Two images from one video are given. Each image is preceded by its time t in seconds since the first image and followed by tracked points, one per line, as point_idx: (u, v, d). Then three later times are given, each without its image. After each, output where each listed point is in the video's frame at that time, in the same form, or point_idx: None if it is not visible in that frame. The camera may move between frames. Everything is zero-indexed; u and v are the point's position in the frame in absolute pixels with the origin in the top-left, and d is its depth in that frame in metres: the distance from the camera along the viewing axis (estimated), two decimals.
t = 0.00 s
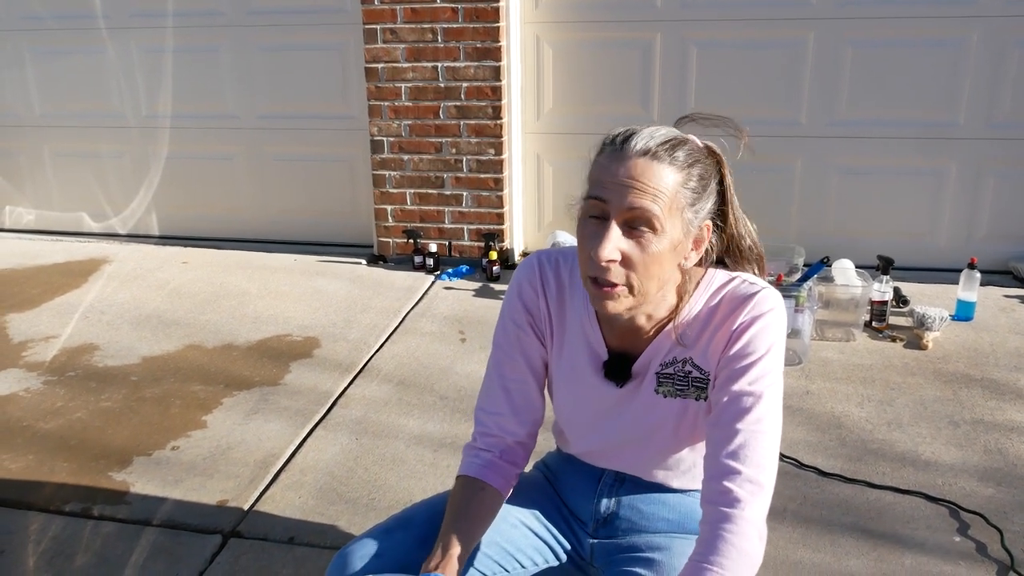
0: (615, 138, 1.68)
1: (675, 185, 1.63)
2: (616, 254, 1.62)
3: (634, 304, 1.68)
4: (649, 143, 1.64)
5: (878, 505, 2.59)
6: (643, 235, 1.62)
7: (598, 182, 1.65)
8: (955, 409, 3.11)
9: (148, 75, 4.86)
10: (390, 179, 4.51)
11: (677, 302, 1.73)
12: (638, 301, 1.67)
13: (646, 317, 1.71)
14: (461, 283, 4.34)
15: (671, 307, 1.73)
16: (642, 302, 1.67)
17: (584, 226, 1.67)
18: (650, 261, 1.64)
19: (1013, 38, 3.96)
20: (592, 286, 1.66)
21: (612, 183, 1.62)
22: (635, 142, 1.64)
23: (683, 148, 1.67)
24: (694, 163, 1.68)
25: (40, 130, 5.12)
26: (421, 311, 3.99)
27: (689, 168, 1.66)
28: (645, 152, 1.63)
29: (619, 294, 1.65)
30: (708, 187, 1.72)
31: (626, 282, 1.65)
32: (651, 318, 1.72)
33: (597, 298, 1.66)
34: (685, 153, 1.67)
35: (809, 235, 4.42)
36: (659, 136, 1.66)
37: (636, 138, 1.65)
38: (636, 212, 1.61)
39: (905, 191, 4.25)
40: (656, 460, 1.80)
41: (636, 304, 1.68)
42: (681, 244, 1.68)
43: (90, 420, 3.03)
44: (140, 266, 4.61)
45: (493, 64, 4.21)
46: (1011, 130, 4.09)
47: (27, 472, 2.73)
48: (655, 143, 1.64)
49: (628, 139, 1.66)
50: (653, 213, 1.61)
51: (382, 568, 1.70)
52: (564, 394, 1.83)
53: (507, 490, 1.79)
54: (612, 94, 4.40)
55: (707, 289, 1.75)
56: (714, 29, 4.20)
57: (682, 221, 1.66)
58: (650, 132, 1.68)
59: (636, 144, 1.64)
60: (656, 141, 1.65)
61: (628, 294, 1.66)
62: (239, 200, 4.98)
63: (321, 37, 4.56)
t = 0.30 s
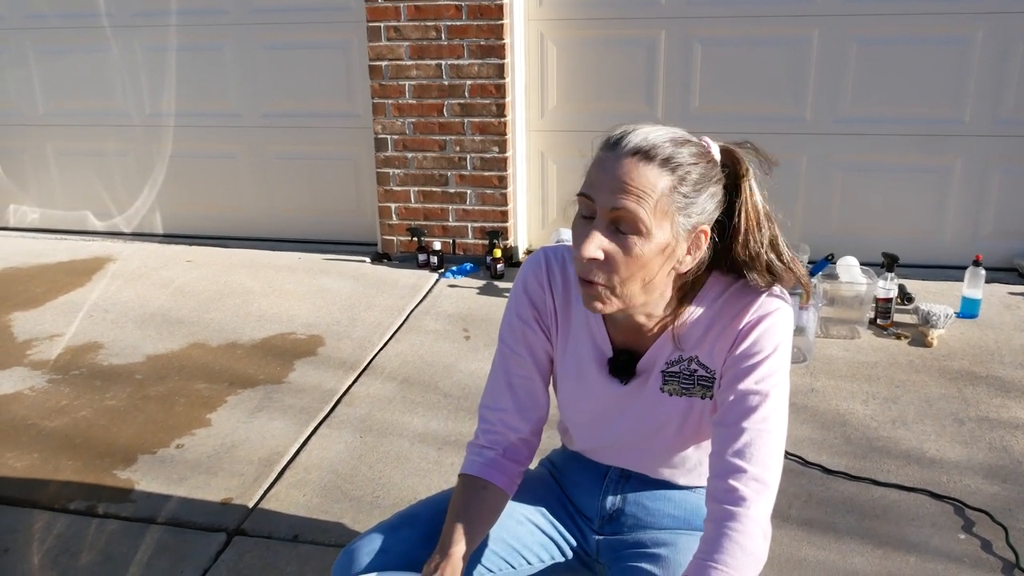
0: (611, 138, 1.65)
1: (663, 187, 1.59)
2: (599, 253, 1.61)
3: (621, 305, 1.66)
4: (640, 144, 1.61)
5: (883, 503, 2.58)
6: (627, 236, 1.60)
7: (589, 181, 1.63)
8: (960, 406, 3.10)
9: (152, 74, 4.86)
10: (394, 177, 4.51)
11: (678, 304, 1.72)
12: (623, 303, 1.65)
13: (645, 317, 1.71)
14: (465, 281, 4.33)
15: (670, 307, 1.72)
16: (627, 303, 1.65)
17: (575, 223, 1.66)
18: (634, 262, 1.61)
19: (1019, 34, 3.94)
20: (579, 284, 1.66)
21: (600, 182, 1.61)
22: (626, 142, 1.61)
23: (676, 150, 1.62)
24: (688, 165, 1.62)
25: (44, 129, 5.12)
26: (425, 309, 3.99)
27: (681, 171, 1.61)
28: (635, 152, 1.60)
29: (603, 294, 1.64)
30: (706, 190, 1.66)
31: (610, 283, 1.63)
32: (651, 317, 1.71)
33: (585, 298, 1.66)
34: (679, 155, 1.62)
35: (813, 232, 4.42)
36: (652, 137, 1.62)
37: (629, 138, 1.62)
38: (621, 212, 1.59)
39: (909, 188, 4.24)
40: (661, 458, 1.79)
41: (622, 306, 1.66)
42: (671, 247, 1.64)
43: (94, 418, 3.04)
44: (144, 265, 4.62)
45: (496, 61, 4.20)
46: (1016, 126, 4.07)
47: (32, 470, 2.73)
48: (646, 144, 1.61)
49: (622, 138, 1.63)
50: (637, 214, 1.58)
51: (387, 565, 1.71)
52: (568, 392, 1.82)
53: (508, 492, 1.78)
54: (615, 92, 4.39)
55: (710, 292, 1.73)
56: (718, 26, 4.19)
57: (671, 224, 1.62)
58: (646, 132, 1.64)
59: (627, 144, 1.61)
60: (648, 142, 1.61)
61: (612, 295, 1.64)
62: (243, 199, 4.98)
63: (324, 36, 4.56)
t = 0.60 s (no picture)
0: (599, 136, 1.66)
1: (669, 170, 1.62)
2: (626, 248, 1.61)
3: (653, 295, 1.67)
4: (635, 135, 1.63)
5: (884, 502, 2.58)
6: (648, 225, 1.62)
7: (593, 183, 1.63)
8: (961, 405, 3.10)
9: (153, 73, 4.86)
10: (395, 176, 4.50)
11: (684, 301, 1.72)
12: (654, 293, 1.66)
13: (654, 315, 1.70)
14: (466, 280, 4.34)
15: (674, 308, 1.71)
16: (658, 291, 1.67)
17: (588, 227, 1.66)
18: (660, 249, 1.63)
19: (1020, 33, 3.94)
20: (607, 286, 1.65)
21: (608, 180, 1.62)
22: (621, 135, 1.63)
23: (667, 134, 1.66)
24: (681, 146, 1.66)
25: (44, 127, 5.12)
26: (425, 308, 3.99)
27: (678, 151, 1.65)
28: (633, 144, 1.62)
29: (636, 287, 1.64)
30: (700, 168, 1.71)
31: (640, 274, 1.64)
32: (660, 315, 1.70)
33: (612, 297, 1.65)
34: (671, 137, 1.66)
35: (814, 231, 4.42)
36: (641, 126, 1.65)
37: (620, 133, 1.64)
38: (638, 204, 1.61)
39: (910, 187, 4.24)
40: (663, 459, 1.79)
41: (653, 296, 1.67)
42: (685, 228, 1.67)
43: (95, 417, 3.04)
44: (145, 263, 4.62)
45: (497, 60, 4.20)
46: (1017, 125, 4.07)
47: (32, 469, 2.73)
48: (639, 134, 1.63)
49: (612, 133, 1.65)
50: (654, 201, 1.61)
51: (387, 565, 1.71)
52: (569, 394, 1.82)
53: (510, 494, 1.78)
54: (616, 91, 4.39)
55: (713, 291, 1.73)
56: (719, 25, 4.19)
57: (682, 205, 1.65)
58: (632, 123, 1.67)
59: (621, 138, 1.63)
60: (640, 131, 1.64)
61: (643, 287, 1.65)
62: (243, 198, 4.98)
63: (325, 34, 4.55)
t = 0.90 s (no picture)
0: (633, 184, 1.52)
1: (704, 234, 1.53)
2: (654, 310, 1.57)
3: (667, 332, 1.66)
4: (674, 197, 1.50)
5: (887, 508, 2.58)
6: (677, 288, 1.56)
7: (626, 244, 1.52)
8: (965, 412, 3.10)
9: (160, 72, 4.87)
10: (400, 177, 4.51)
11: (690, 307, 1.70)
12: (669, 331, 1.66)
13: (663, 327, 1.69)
14: (470, 282, 4.34)
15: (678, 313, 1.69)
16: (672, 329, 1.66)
17: (614, 278, 1.58)
18: (684, 304, 1.60)
19: None
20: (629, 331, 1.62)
21: (643, 245, 1.51)
22: (659, 192, 1.50)
23: (703, 186, 1.53)
24: (715, 198, 1.55)
25: (52, 125, 5.14)
26: (430, 309, 3.99)
27: (712, 207, 1.54)
28: (672, 209, 1.49)
29: (656, 332, 1.62)
30: (727, 206, 1.61)
31: (662, 325, 1.61)
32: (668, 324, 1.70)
33: (631, 335, 1.64)
34: (706, 190, 1.54)
35: (819, 237, 4.42)
36: (680, 180, 1.51)
37: (659, 190, 1.50)
38: (671, 271, 1.53)
39: (916, 193, 4.24)
40: (667, 463, 1.80)
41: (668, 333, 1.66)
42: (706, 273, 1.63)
43: (99, 414, 3.04)
44: (150, 262, 4.62)
45: (503, 62, 4.21)
46: None
47: (37, 465, 2.74)
48: (679, 194, 1.50)
49: (648, 186, 1.51)
50: (686, 269, 1.53)
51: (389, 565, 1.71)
52: (575, 396, 1.82)
53: (516, 494, 1.78)
54: (622, 94, 4.39)
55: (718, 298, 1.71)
56: (726, 29, 4.19)
57: (710, 257, 1.59)
58: (670, 173, 1.51)
59: (659, 199, 1.49)
60: (677, 187, 1.50)
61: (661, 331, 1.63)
62: (249, 197, 4.99)
63: (332, 35, 4.56)
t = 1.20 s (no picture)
0: (635, 184, 1.53)
1: (698, 245, 1.52)
2: (639, 315, 1.56)
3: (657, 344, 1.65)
4: (672, 203, 1.50)
5: (885, 510, 2.58)
6: (665, 296, 1.55)
7: (618, 242, 1.53)
8: (963, 415, 3.10)
9: (161, 70, 4.87)
10: (400, 176, 4.51)
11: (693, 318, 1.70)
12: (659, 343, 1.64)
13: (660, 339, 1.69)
14: (470, 282, 4.34)
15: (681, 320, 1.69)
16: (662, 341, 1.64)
17: (607, 277, 1.59)
18: (673, 316, 1.58)
19: None
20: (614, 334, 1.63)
21: (633, 246, 1.51)
22: (658, 197, 1.50)
23: (706, 196, 1.52)
24: (717, 212, 1.54)
25: (53, 123, 5.14)
26: (429, 309, 4.00)
27: (713, 220, 1.53)
28: (667, 213, 1.49)
29: (642, 341, 1.61)
30: (734, 224, 1.59)
31: (648, 333, 1.60)
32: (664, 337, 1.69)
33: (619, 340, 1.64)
34: (709, 201, 1.53)
35: (819, 239, 4.42)
36: (682, 186, 1.51)
37: (657, 193, 1.50)
38: (659, 277, 1.52)
39: (916, 196, 4.24)
40: (669, 467, 1.80)
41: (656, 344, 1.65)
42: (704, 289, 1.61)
43: (99, 412, 3.05)
44: (150, 260, 4.63)
45: (505, 63, 4.21)
46: None
47: (36, 462, 2.74)
48: (678, 200, 1.50)
49: (649, 189, 1.51)
50: (674, 278, 1.52)
51: (390, 565, 1.71)
52: (578, 402, 1.82)
53: (517, 498, 1.79)
54: (623, 95, 4.40)
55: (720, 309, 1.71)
56: (727, 31, 4.19)
57: (706, 273, 1.57)
58: (673, 178, 1.51)
59: (656, 202, 1.50)
60: (677, 194, 1.50)
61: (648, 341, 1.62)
62: (249, 196, 4.99)
63: (334, 34, 4.57)
